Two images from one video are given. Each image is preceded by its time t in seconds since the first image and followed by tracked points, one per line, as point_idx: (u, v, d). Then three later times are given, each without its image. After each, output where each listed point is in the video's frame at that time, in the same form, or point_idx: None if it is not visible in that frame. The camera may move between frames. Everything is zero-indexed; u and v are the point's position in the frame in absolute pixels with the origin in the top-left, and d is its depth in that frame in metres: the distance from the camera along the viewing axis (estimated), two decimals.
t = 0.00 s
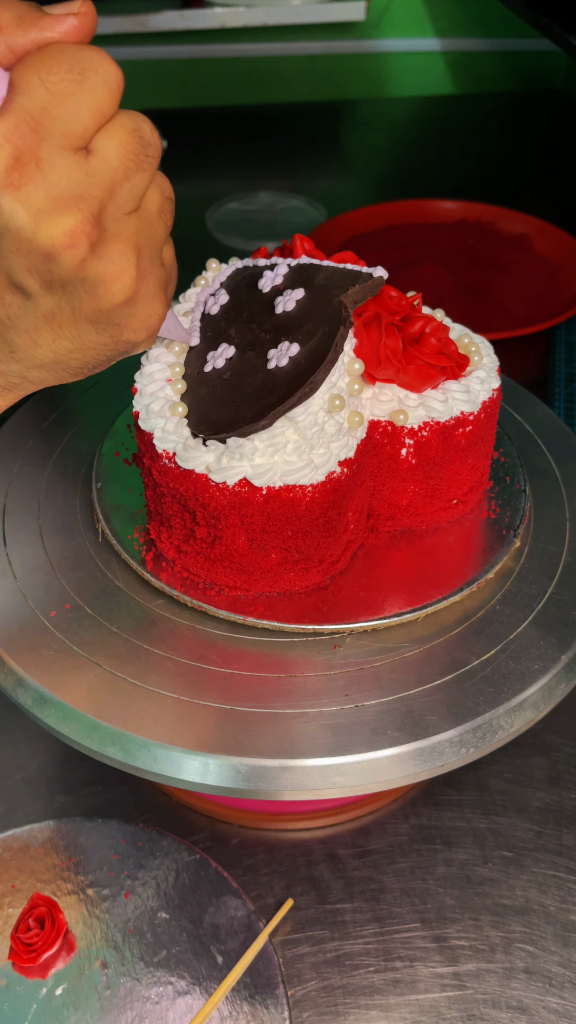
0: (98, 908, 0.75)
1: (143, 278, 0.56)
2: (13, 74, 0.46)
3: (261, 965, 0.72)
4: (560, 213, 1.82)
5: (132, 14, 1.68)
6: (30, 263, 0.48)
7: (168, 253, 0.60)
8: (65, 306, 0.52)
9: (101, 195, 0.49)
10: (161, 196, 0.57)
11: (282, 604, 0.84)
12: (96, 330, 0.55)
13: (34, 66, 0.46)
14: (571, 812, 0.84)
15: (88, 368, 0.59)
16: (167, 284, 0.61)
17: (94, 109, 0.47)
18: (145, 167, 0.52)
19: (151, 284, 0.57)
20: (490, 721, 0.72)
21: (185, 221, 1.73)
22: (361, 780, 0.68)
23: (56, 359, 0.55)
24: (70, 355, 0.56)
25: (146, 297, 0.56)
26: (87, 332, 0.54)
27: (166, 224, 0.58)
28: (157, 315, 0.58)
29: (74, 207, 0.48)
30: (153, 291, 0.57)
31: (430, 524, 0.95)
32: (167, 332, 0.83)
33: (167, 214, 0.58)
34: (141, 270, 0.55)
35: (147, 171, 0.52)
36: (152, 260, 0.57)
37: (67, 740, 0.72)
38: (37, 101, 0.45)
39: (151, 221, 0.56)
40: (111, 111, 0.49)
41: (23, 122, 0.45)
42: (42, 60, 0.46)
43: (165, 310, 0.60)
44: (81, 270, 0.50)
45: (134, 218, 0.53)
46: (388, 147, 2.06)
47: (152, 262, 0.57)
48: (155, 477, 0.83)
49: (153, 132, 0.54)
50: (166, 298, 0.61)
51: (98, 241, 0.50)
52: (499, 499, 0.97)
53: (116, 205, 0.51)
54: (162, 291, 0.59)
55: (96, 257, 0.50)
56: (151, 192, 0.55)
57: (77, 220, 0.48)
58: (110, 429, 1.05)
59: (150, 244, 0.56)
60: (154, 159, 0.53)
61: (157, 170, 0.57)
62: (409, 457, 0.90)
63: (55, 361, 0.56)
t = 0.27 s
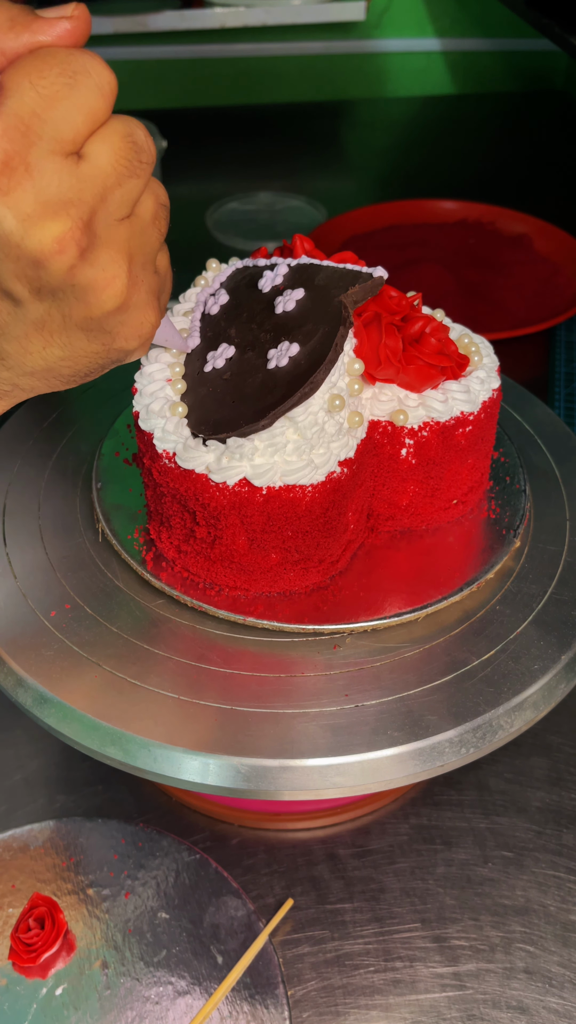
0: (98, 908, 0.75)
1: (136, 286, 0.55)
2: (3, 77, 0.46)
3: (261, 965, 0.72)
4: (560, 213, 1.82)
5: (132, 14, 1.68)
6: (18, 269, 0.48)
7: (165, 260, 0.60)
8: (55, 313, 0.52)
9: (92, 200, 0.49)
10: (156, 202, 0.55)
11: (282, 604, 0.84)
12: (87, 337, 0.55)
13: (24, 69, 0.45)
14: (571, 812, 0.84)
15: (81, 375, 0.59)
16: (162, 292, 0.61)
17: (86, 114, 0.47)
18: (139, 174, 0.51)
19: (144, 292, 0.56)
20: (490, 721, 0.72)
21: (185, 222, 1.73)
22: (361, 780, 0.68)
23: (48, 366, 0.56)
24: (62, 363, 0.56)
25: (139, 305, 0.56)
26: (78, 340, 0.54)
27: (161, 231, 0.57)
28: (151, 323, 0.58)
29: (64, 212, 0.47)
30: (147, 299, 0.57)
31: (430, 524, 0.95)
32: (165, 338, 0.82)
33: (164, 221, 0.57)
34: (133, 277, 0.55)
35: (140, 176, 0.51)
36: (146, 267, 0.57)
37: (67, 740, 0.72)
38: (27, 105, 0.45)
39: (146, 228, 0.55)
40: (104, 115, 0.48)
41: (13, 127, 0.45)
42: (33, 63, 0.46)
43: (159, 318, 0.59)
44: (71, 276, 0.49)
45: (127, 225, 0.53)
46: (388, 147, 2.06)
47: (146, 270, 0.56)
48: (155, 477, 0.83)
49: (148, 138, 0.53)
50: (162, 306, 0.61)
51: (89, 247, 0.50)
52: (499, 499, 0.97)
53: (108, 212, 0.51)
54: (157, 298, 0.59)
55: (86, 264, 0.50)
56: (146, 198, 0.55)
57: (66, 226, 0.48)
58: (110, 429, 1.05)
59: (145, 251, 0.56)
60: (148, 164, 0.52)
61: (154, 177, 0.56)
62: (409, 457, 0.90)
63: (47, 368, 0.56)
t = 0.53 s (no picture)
0: (99, 908, 0.75)
1: (132, 293, 0.55)
2: None
3: (261, 965, 0.72)
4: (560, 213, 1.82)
5: (132, 14, 1.68)
6: (13, 277, 0.48)
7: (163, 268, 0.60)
8: (51, 321, 0.52)
9: (88, 207, 0.49)
10: (155, 209, 0.56)
11: (282, 604, 0.84)
12: (83, 345, 0.55)
13: (21, 74, 0.45)
14: (571, 812, 0.84)
15: (78, 384, 0.59)
16: (159, 299, 0.61)
17: (84, 120, 0.46)
18: (137, 181, 0.51)
19: (141, 299, 0.56)
20: (490, 721, 0.72)
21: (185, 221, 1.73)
22: (361, 780, 0.68)
23: (44, 375, 0.56)
24: (58, 371, 0.56)
25: (136, 313, 0.56)
26: (74, 349, 0.54)
27: (159, 238, 0.57)
28: (148, 331, 0.58)
29: (59, 220, 0.47)
30: (144, 307, 0.57)
31: (430, 524, 0.95)
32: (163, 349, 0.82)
33: (162, 228, 0.57)
34: (130, 285, 0.55)
35: (138, 183, 0.51)
36: (143, 276, 0.57)
37: (67, 740, 0.72)
38: (23, 110, 0.45)
39: (143, 235, 0.55)
40: (102, 120, 0.48)
41: (9, 133, 0.45)
42: (30, 67, 0.45)
43: (156, 326, 0.59)
44: (66, 284, 0.49)
45: (124, 232, 0.53)
46: (387, 147, 2.06)
47: (143, 277, 0.56)
48: (155, 477, 0.83)
49: (147, 146, 0.53)
50: (159, 313, 0.61)
51: (84, 254, 0.50)
52: (499, 499, 0.97)
53: (104, 219, 0.50)
54: (154, 306, 0.59)
55: (82, 271, 0.50)
56: (144, 206, 0.55)
57: (62, 233, 0.47)
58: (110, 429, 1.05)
59: (142, 258, 0.56)
60: (147, 172, 0.52)
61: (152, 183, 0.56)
62: (409, 456, 0.90)
63: (43, 376, 0.56)
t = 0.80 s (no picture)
0: (99, 908, 0.75)
1: (138, 293, 0.55)
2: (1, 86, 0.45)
3: (261, 965, 0.72)
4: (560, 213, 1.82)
5: (132, 14, 1.68)
6: (21, 281, 0.48)
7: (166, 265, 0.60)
8: (58, 323, 0.52)
9: (94, 209, 0.49)
10: (157, 208, 0.56)
11: (282, 604, 0.84)
12: (90, 346, 0.55)
13: (23, 77, 0.45)
14: (571, 812, 0.84)
15: (83, 382, 0.59)
16: (163, 297, 0.61)
17: (87, 121, 0.46)
18: (140, 180, 0.51)
19: (146, 299, 0.57)
20: (490, 721, 0.72)
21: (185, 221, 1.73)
22: (361, 780, 0.68)
23: (50, 375, 0.56)
24: (64, 371, 0.56)
25: (141, 313, 0.56)
26: (80, 349, 0.54)
27: (162, 237, 0.57)
28: (153, 330, 0.58)
29: (66, 223, 0.47)
30: (149, 307, 0.57)
31: (430, 524, 0.95)
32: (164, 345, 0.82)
33: (164, 226, 0.58)
34: (136, 285, 0.55)
35: (142, 183, 0.51)
36: (148, 275, 0.57)
37: (67, 740, 0.72)
38: (27, 114, 0.45)
39: (147, 235, 0.55)
40: (104, 121, 0.48)
41: (13, 137, 0.45)
42: (32, 70, 0.45)
43: (161, 324, 0.59)
44: (75, 287, 0.49)
45: (129, 232, 0.53)
46: (388, 147, 2.06)
47: (148, 277, 0.57)
48: (155, 477, 0.84)
49: (148, 144, 0.53)
50: (164, 311, 0.61)
51: (92, 257, 0.50)
52: (499, 499, 0.97)
53: (110, 220, 0.50)
54: (159, 305, 0.59)
55: (89, 274, 0.50)
56: (147, 204, 0.55)
57: (69, 236, 0.47)
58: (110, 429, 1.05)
59: (146, 258, 0.56)
60: (149, 171, 0.52)
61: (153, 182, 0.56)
62: (409, 456, 0.90)
63: (49, 376, 0.56)
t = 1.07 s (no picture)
0: (99, 908, 0.75)
1: (147, 289, 0.55)
2: (12, 84, 0.45)
3: (261, 965, 0.72)
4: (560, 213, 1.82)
5: (131, 14, 1.68)
6: (33, 278, 0.48)
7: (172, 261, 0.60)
8: (68, 320, 0.52)
9: (105, 206, 0.49)
10: (165, 204, 0.56)
11: (282, 605, 0.84)
12: (99, 343, 0.55)
13: (34, 77, 0.45)
14: (571, 812, 0.84)
15: (91, 379, 0.59)
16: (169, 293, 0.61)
17: (97, 119, 0.46)
18: (149, 177, 0.51)
19: (155, 294, 0.57)
20: (490, 721, 0.72)
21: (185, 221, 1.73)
22: (362, 780, 0.68)
23: (59, 372, 0.56)
24: (73, 368, 0.56)
25: (150, 309, 0.56)
26: (90, 345, 0.55)
27: (168, 232, 0.57)
28: (161, 326, 0.58)
29: (78, 220, 0.47)
30: (157, 302, 0.57)
31: (430, 524, 0.95)
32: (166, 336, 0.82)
33: (171, 221, 0.58)
34: (144, 281, 0.55)
35: (151, 180, 0.51)
36: (156, 271, 0.57)
37: (68, 740, 0.72)
38: (39, 113, 0.45)
39: (155, 231, 0.55)
40: (113, 119, 0.48)
41: (25, 136, 0.45)
42: (42, 70, 0.45)
43: (168, 320, 0.59)
44: (86, 283, 0.50)
45: (138, 228, 0.53)
46: (388, 147, 2.06)
47: (157, 273, 0.57)
48: (155, 477, 0.84)
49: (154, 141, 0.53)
50: (171, 307, 0.61)
51: (103, 253, 0.50)
52: (499, 499, 0.97)
53: (120, 217, 0.50)
54: (166, 300, 0.59)
55: (100, 271, 0.50)
56: (154, 201, 0.55)
57: (81, 233, 0.47)
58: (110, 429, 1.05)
59: (155, 254, 0.56)
60: (156, 167, 0.52)
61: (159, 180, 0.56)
62: (409, 456, 0.90)
63: (58, 373, 0.56)
